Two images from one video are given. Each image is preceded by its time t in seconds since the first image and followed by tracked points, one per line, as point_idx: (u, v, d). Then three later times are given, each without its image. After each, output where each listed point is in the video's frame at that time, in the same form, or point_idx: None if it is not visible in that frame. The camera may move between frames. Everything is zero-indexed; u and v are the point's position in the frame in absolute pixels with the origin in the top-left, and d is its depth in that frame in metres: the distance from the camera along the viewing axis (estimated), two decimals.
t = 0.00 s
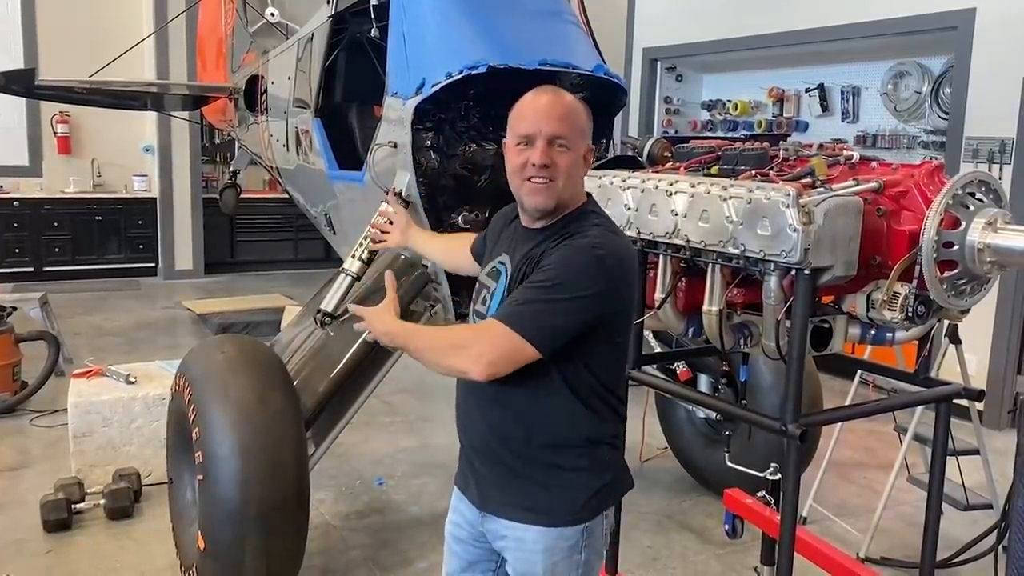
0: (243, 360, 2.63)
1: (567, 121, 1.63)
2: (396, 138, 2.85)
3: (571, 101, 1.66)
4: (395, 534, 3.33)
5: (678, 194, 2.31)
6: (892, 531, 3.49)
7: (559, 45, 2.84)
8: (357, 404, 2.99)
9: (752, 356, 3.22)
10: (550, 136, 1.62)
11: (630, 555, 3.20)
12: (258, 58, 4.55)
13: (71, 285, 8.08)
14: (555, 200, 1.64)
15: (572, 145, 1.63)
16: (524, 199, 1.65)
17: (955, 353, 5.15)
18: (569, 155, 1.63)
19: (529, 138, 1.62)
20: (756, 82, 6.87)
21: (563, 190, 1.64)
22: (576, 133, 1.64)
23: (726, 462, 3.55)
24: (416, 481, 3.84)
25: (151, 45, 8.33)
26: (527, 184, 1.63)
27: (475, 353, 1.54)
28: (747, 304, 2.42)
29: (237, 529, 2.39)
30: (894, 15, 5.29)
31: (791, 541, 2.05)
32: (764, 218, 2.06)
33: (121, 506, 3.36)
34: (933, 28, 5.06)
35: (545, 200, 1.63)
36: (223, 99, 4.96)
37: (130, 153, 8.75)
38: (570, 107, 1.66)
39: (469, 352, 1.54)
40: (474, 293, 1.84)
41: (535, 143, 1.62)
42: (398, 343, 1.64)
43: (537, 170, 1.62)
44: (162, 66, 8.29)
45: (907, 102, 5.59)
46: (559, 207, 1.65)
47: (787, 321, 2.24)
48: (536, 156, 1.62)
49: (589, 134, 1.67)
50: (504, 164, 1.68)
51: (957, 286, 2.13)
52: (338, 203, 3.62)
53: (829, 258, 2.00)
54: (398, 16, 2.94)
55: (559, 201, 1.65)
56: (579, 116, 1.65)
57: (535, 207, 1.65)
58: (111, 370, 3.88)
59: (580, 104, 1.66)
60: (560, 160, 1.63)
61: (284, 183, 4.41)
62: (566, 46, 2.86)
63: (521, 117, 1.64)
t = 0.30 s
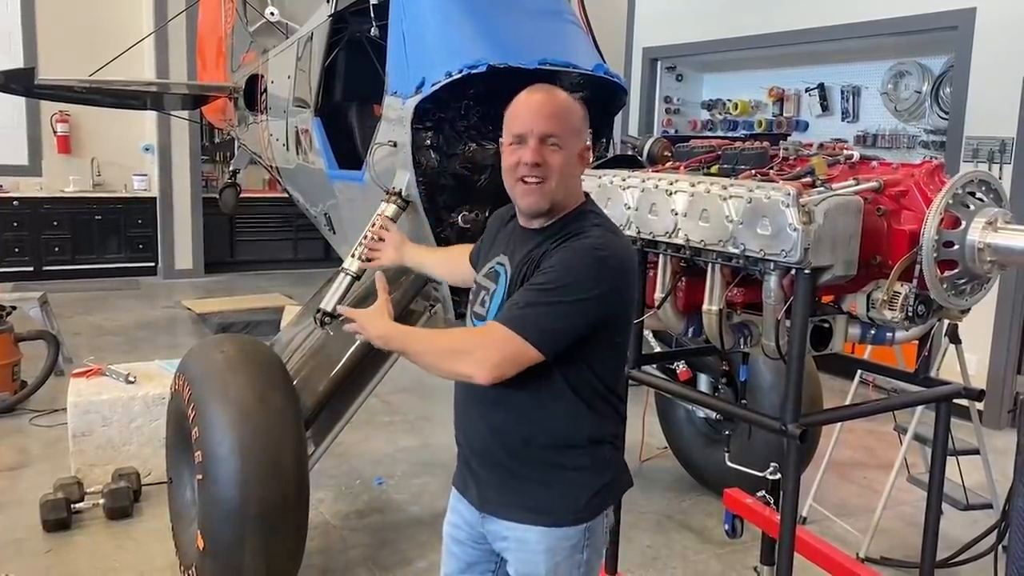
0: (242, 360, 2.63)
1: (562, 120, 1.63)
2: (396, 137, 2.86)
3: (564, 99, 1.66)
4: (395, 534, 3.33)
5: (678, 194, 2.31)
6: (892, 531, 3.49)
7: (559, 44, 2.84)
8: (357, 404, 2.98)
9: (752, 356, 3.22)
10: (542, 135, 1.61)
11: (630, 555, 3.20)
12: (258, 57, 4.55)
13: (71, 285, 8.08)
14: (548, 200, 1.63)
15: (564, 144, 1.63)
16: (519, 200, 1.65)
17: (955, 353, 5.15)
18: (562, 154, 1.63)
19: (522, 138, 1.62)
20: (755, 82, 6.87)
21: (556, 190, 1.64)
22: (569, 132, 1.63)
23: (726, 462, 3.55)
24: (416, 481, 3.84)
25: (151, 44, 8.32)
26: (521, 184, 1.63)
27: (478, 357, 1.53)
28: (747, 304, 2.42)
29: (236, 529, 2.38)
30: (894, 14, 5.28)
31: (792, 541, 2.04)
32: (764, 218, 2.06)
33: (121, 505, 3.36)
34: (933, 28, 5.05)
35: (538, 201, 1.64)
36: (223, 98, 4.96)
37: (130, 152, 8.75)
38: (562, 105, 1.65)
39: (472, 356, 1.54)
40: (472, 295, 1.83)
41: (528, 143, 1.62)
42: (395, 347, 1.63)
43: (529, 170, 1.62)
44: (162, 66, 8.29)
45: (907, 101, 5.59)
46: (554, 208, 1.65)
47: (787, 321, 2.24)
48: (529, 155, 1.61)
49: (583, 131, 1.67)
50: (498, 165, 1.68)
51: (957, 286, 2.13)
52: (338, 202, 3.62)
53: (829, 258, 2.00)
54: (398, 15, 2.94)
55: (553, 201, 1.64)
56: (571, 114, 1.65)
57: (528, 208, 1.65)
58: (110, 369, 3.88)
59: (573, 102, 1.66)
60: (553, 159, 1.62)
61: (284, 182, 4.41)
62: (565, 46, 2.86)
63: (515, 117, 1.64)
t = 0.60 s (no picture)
0: (241, 359, 2.63)
1: (499, 124, 1.59)
2: (396, 137, 2.86)
3: (516, 100, 1.58)
4: (395, 534, 3.32)
5: (678, 194, 2.31)
6: (892, 531, 3.49)
7: (559, 44, 2.84)
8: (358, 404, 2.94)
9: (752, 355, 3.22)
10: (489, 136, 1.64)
11: (629, 554, 3.20)
12: (258, 57, 4.55)
13: (71, 285, 8.08)
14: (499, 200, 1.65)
15: (496, 146, 1.60)
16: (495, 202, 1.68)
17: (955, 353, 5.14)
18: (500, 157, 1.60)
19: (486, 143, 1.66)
20: (755, 82, 6.87)
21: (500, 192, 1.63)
22: (499, 133, 1.59)
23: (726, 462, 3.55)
24: (415, 481, 3.84)
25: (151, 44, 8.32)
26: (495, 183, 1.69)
27: (499, 412, 1.48)
28: (747, 303, 2.42)
29: (236, 528, 2.39)
30: (895, 14, 5.28)
31: (791, 540, 2.04)
32: (764, 218, 2.06)
33: (120, 505, 3.35)
34: (934, 27, 5.05)
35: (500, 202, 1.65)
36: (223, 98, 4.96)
37: (130, 152, 8.75)
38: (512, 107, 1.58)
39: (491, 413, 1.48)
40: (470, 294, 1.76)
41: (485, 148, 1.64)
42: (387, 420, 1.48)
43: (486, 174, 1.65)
44: (162, 66, 8.29)
45: (907, 101, 5.59)
46: (507, 209, 1.64)
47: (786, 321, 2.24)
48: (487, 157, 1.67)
49: (524, 133, 1.55)
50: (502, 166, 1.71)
51: (957, 286, 2.13)
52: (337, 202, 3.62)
53: (829, 258, 2.00)
54: (398, 14, 2.93)
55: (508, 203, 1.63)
56: (509, 115, 1.58)
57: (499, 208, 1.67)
58: (110, 369, 3.88)
59: (518, 102, 1.56)
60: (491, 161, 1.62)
61: (283, 182, 4.42)
62: (565, 45, 2.86)
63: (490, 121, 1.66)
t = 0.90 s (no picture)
0: (242, 359, 2.63)
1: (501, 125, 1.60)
2: (395, 138, 2.87)
3: (519, 101, 1.58)
4: (395, 534, 3.33)
5: (678, 195, 2.31)
6: (892, 532, 3.49)
7: (559, 45, 2.84)
8: (357, 404, 2.98)
9: (751, 355, 3.22)
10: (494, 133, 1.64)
11: (629, 554, 3.20)
12: (258, 57, 4.56)
13: (71, 285, 8.08)
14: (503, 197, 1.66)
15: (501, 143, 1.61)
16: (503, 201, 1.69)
17: (955, 354, 5.15)
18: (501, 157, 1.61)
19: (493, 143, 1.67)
20: (755, 82, 6.88)
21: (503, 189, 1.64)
22: (502, 131, 1.60)
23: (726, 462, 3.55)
24: (415, 481, 3.84)
25: (151, 44, 8.32)
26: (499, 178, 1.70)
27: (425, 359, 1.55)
28: (746, 305, 2.45)
29: (238, 529, 2.39)
30: (895, 14, 5.28)
31: (791, 541, 2.03)
32: (764, 219, 2.06)
33: (120, 505, 3.36)
34: (935, 28, 5.05)
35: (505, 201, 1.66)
36: (224, 98, 4.97)
37: (129, 152, 8.75)
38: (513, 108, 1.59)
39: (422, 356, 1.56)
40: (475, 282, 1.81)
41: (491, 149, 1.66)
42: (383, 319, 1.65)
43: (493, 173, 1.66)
44: (162, 66, 8.29)
45: (907, 102, 5.60)
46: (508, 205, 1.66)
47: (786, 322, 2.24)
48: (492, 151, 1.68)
49: (524, 135, 1.55)
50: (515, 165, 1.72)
51: (956, 286, 2.13)
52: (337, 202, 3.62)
53: (829, 258, 2.00)
54: (399, 14, 2.96)
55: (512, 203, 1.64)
56: (511, 115, 1.58)
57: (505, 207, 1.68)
58: (111, 369, 3.88)
59: (518, 104, 1.56)
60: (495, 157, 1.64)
61: (283, 182, 4.42)
62: (566, 46, 2.86)
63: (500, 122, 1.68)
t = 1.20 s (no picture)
0: (243, 360, 2.64)
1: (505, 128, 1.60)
2: (396, 139, 2.87)
3: (523, 105, 1.58)
4: (396, 535, 3.33)
5: (679, 197, 2.32)
6: (892, 533, 3.50)
7: (560, 47, 2.85)
8: (359, 405, 2.99)
9: (752, 357, 3.22)
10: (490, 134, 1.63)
11: (630, 556, 3.21)
12: (259, 59, 4.57)
13: (72, 286, 8.09)
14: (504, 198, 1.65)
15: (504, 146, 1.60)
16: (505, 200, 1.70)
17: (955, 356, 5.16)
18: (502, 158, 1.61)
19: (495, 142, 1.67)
20: (756, 84, 6.89)
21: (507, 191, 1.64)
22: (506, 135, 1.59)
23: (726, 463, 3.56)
24: (416, 482, 3.85)
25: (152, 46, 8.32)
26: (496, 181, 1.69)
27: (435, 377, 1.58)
28: (747, 307, 2.45)
29: (238, 529, 2.39)
30: (896, 16, 5.29)
31: (792, 543, 2.03)
32: (765, 221, 2.06)
33: (121, 506, 3.36)
34: (935, 30, 5.06)
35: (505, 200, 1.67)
36: (224, 100, 4.98)
37: (130, 153, 8.76)
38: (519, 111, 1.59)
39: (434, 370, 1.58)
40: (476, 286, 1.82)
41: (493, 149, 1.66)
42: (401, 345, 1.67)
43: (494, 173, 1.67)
44: (162, 67, 8.29)
45: (907, 104, 5.61)
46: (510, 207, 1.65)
47: (787, 324, 2.24)
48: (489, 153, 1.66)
49: (529, 138, 1.56)
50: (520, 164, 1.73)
51: (957, 288, 2.14)
52: (338, 203, 3.63)
53: (829, 260, 2.01)
54: (401, 16, 2.96)
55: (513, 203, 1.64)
56: (515, 118, 1.58)
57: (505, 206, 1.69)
58: (112, 370, 3.89)
59: (524, 107, 1.57)
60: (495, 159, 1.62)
61: (284, 183, 4.43)
62: (566, 48, 2.87)
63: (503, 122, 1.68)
